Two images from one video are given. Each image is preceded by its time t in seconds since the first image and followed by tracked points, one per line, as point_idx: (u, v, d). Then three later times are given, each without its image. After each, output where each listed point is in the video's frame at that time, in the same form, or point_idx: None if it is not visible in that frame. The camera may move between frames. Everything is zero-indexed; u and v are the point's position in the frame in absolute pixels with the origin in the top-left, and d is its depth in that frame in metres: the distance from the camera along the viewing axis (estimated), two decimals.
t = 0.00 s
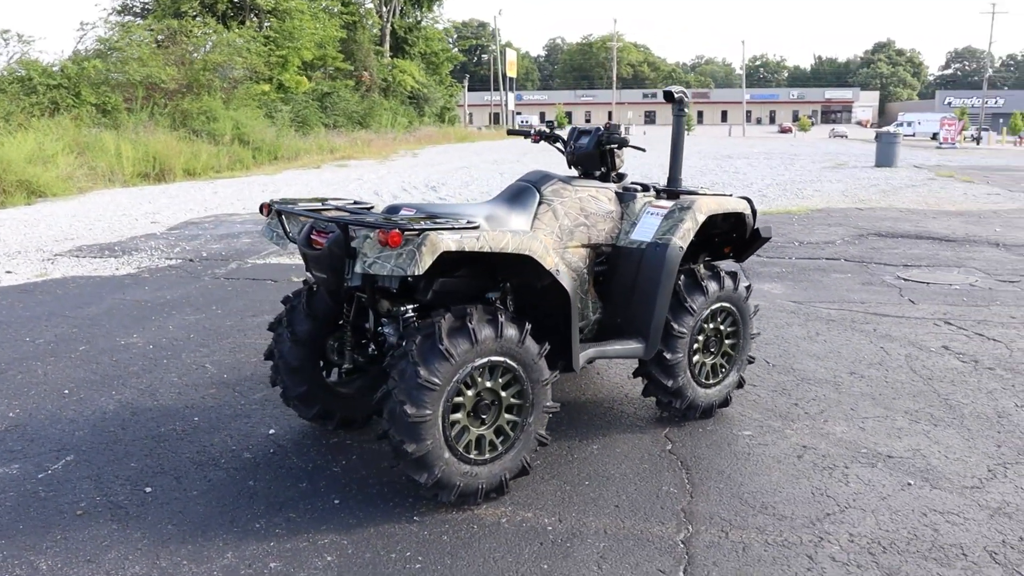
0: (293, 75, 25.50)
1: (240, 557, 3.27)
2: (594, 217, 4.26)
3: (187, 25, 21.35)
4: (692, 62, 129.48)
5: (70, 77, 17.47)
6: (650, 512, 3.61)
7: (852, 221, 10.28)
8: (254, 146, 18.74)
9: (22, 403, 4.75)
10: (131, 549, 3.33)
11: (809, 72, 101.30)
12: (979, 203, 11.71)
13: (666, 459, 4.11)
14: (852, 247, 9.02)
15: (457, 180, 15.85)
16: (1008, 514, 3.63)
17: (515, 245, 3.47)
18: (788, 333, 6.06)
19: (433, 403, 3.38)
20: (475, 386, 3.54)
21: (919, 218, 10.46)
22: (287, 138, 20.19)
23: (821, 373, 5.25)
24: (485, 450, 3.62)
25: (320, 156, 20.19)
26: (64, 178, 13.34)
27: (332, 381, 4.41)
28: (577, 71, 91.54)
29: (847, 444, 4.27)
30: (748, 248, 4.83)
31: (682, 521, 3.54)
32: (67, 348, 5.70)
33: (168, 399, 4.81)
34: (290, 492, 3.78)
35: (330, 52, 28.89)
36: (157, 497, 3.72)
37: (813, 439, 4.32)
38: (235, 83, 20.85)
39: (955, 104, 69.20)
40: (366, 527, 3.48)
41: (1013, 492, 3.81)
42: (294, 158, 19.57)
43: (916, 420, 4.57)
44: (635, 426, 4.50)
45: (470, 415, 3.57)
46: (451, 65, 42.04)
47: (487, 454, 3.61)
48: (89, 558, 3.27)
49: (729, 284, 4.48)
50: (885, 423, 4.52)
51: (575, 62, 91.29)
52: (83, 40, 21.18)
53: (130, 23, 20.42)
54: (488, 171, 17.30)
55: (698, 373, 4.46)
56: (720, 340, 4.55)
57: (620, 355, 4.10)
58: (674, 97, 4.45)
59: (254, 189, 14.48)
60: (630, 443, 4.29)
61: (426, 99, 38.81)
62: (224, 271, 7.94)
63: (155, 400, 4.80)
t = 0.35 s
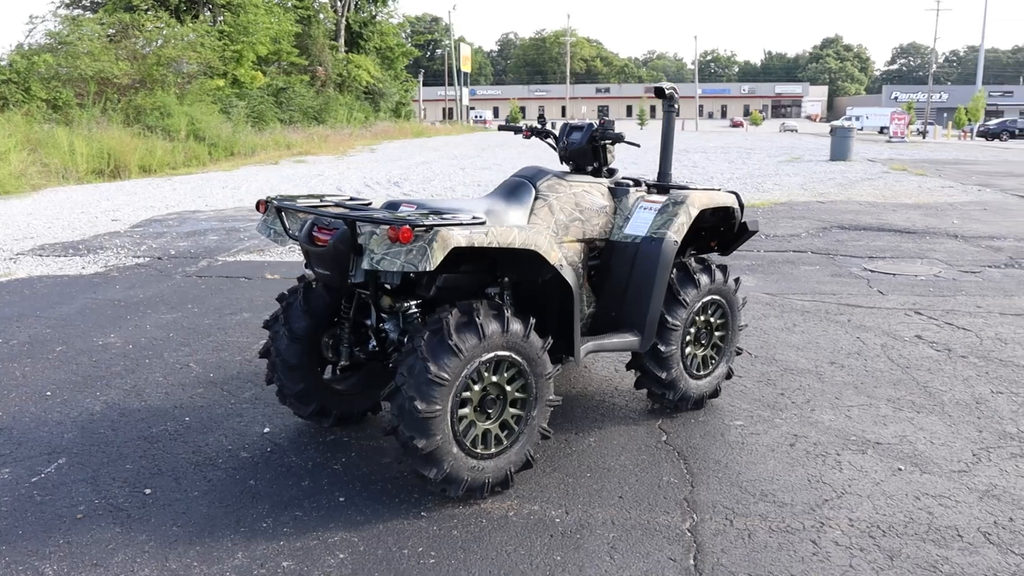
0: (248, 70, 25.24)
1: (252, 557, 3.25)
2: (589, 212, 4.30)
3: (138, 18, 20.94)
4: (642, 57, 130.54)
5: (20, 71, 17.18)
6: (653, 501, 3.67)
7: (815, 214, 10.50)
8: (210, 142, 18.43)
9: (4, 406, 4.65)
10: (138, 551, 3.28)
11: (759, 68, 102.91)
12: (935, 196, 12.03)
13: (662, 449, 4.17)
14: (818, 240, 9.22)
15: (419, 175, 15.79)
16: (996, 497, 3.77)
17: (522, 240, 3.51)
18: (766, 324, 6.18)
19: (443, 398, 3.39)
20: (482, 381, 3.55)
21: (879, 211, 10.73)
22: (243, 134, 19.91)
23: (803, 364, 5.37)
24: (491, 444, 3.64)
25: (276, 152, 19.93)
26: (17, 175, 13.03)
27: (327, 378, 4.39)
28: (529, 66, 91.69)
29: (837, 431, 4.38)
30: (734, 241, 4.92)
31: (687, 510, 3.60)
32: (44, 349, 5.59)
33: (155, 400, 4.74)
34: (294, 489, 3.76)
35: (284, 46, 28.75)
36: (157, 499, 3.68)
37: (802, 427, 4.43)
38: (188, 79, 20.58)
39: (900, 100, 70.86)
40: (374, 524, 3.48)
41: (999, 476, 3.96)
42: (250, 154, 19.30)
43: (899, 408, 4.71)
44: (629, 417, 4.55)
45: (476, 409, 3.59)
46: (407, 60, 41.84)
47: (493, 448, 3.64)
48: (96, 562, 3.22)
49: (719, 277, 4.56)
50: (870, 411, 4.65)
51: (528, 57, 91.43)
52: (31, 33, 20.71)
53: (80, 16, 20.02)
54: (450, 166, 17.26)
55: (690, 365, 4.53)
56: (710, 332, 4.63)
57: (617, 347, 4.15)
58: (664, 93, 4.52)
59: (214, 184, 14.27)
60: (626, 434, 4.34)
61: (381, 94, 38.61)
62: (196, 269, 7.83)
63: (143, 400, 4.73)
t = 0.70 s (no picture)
0: (200, 61, 25.03)
1: (262, 553, 3.22)
2: (580, 203, 4.31)
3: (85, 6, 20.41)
4: (592, 49, 131.07)
5: None
6: (656, 487, 3.72)
7: (779, 204, 10.67)
8: (162, 135, 18.05)
9: None
10: (145, 551, 3.24)
11: (709, 59, 104.10)
12: (892, 185, 12.31)
13: (657, 436, 4.23)
14: (784, 229, 9.38)
15: (380, 167, 15.68)
16: (983, 475, 3.89)
17: (525, 232, 3.54)
18: (743, 312, 6.28)
19: (450, 389, 3.40)
20: (485, 372, 3.57)
21: (840, 200, 10.95)
22: (196, 127, 19.56)
23: (784, 350, 5.48)
24: (495, 434, 3.65)
25: (230, 145, 19.59)
26: None
27: (319, 372, 4.36)
28: (481, 58, 91.48)
29: (824, 415, 4.48)
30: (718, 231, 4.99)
31: (689, 496, 3.66)
32: (17, 347, 5.45)
33: (141, 397, 4.66)
34: (295, 484, 3.73)
35: (237, 37, 28.55)
36: (157, 498, 3.62)
37: (790, 412, 4.52)
38: (140, 69, 20.43)
39: (846, 90, 72.18)
40: (382, 517, 3.47)
41: (983, 455, 4.09)
42: (204, 147, 18.95)
43: (881, 391, 4.83)
44: (621, 406, 4.60)
45: (481, 400, 3.60)
46: (360, 51, 41.51)
47: (497, 439, 3.65)
48: (101, 563, 3.16)
49: (707, 266, 4.62)
50: (853, 395, 4.76)
51: (479, 49, 91.24)
52: None
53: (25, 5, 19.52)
54: (410, 158, 17.18)
55: (680, 353, 4.59)
56: (699, 321, 4.70)
57: (613, 337, 4.19)
58: (652, 84, 4.56)
59: (171, 178, 13.99)
60: (621, 422, 4.39)
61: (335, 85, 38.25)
62: (165, 263, 7.70)
63: (128, 398, 4.64)
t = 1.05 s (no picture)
0: (157, 50, 24.78)
1: (276, 550, 3.18)
2: (579, 192, 4.29)
3: None
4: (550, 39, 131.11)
5: None
6: (663, 475, 3.74)
7: (751, 192, 10.78)
8: (120, 125, 17.66)
9: None
10: (155, 551, 3.17)
11: (666, 49, 104.77)
12: (859, 173, 12.50)
13: (658, 424, 4.25)
14: (758, 217, 9.49)
15: (346, 158, 15.52)
16: (978, 456, 3.98)
17: (535, 220, 3.53)
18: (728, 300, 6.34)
19: (462, 380, 3.38)
20: (495, 362, 3.55)
21: (809, 188, 11.10)
22: (155, 117, 19.19)
23: (772, 337, 5.54)
24: (504, 425, 3.64)
25: (190, 136, 19.24)
26: None
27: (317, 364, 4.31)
28: (440, 47, 91.03)
29: (819, 400, 4.55)
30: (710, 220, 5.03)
31: (697, 482, 3.68)
32: None
33: (131, 394, 4.56)
34: (301, 480, 3.68)
35: (194, 26, 28.19)
36: (161, 496, 3.55)
37: (786, 398, 4.57)
38: (94, 58, 20.10)
39: (801, 80, 73.08)
40: (394, 510, 3.45)
41: (976, 436, 4.17)
42: (163, 138, 18.58)
43: (870, 376, 4.91)
44: (619, 395, 4.62)
45: (490, 391, 3.58)
46: (320, 40, 41.06)
47: (506, 429, 3.64)
48: (111, 564, 3.09)
49: (702, 254, 4.66)
50: (844, 380, 4.83)
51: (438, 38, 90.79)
52: None
53: None
54: (376, 149, 17.05)
55: (677, 341, 4.63)
56: (694, 308, 4.73)
57: (615, 325, 4.20)
58: (646, 73, 4.57)
59: (133, 169, 13.70)
60: (621, 411, 4.41)
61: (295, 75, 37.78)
62: (139, 257, 7.55)
63: (118, 395, 4.55)
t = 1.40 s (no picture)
0: (121, 44, 24.38)
1: (297, 552, 3.13)
2: (584, 186, 4.27)
3: None
4: (514, 32, 130.97)
5: None
6: (677, 467, 3.75)
7: (731, 184, 10.85)
8: (85, 120, 17.31)
9: None
10: (172, 555, 3.11)
11: (630, 42, 105.14)
12: (834, 165, 12.63)
13: (666, 417, 4.26)
14: (741, 209, 9.55)
15: (319, 152, 15.35)
16: (982, 443, 4.03)
17: (549, 216, 3.52)
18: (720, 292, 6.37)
19: (481, 377, 3.36)
20: (511, 358, 3.53)
21: (785, 179, 11.21)
22: (120, 112, 18.85)
23: (767, 329, 5.57)
24: (519, 421, 3.63)
25: (157, 130, 18.94)
26: None
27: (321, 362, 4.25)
28: (404, 40, 90.55)
29: (822, 391, 4.59)
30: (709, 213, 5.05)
31: (712, 475, 3.69)
32: None
33: (129, 395, 4.47)
34: (314, 479, 3.63)
35: (158, 19, 27.79)
36: (173, 499, 3.48)
37: (789, 389, 4.60)
38: (56, 51, 19.67)
39: (765, 72, 73.78)
40: (413, 509, 3.41)
41: (978, 424, 4.24)
42: (130, 132, 18.26)
43: (868, 366, 4.96)
44: (623, 388, 4.62)
45: (506, 387, 3.56)
46: (285, 33, 40.64)
47: (521, 425, 3.62)
48: (129, 570, 3.02)
49: (704, 247, 4.67)
50: (844, 371, 4.88)
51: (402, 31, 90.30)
52: None
53: None
54: (348, 143, 16.91)
55: (681, 334, 4.64)
56: (697, 301, 4.75)
57: (623, 319, 4.20)
58: (648, 67, 4.58)
59: (102, 164, 13.44)
60: (627, 404, 4.42)
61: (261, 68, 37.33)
62: (120, 254, 7.40)
63: (116, 396, 4.45)
